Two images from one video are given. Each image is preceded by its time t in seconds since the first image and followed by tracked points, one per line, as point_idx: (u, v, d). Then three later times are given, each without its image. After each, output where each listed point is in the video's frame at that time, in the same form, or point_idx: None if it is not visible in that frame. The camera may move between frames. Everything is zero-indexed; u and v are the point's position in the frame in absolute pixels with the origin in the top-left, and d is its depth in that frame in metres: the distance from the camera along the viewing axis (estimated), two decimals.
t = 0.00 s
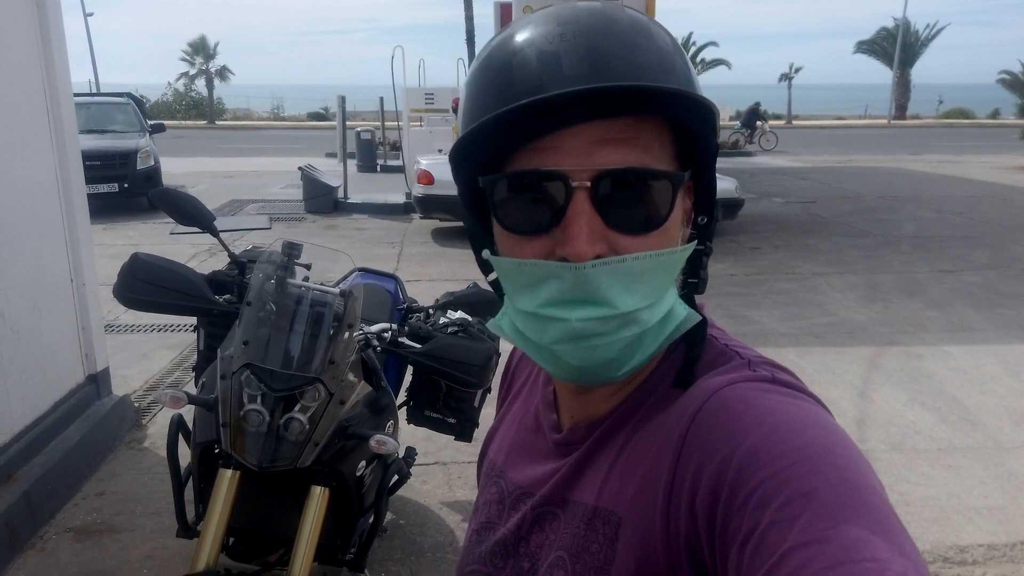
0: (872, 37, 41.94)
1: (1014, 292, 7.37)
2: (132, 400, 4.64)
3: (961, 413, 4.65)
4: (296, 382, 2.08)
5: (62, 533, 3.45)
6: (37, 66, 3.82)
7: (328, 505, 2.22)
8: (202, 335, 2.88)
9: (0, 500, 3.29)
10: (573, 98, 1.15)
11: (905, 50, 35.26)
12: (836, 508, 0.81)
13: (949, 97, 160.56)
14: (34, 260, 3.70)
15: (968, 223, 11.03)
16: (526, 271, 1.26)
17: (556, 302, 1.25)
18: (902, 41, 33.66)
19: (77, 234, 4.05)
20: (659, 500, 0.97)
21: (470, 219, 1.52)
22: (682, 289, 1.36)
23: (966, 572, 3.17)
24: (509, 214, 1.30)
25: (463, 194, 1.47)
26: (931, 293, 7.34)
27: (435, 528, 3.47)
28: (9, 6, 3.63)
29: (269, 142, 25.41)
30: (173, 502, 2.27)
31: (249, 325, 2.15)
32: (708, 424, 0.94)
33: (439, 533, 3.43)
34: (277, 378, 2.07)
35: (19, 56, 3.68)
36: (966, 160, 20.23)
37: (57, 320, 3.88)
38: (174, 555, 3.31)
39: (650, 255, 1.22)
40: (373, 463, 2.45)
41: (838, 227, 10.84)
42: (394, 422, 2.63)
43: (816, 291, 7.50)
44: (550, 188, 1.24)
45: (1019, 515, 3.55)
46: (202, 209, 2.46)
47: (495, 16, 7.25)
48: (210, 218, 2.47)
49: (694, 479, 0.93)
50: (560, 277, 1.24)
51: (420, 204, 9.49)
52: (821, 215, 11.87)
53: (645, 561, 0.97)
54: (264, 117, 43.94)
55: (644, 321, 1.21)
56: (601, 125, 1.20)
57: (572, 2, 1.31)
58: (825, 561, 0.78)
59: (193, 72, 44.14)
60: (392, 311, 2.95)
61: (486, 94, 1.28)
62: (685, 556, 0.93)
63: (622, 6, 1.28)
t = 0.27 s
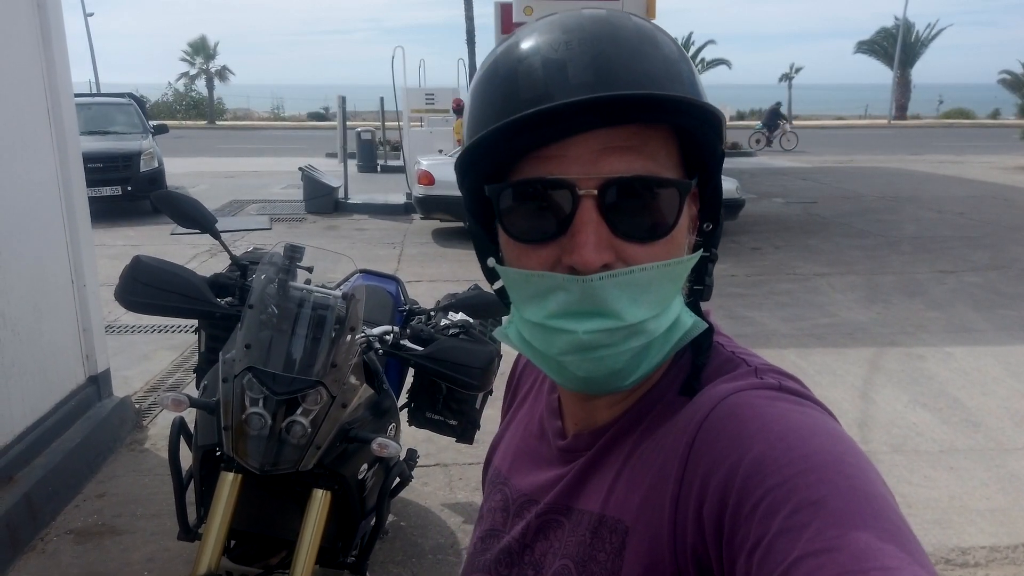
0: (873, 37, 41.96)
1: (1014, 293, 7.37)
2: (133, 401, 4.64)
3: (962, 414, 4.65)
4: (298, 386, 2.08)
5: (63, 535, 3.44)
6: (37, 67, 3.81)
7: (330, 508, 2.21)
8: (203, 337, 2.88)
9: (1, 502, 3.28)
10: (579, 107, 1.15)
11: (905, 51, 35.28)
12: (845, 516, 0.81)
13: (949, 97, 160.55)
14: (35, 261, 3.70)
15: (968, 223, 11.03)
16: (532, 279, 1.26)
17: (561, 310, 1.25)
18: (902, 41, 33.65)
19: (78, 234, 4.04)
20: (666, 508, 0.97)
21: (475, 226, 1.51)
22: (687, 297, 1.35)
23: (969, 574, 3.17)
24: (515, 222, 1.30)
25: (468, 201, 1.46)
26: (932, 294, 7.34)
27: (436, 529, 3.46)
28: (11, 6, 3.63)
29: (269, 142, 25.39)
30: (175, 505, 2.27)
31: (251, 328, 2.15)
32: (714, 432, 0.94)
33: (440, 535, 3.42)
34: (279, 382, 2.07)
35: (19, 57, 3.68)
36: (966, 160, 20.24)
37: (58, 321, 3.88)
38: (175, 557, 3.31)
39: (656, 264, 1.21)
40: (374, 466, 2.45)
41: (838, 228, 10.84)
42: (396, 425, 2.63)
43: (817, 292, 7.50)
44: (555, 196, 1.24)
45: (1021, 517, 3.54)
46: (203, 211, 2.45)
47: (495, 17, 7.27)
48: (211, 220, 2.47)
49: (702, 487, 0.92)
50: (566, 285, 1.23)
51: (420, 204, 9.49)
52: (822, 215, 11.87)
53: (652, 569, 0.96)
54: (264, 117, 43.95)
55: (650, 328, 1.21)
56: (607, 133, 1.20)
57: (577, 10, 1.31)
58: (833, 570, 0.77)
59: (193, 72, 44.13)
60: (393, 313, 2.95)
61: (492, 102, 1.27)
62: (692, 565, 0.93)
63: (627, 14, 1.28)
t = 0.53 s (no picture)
0: (873, 37, 41.97)
1: (1015, 293, 7.37)
2: (134, 401, 4.65)
3: (963, 414, 4.65)
4: (301, 385, 2.08)
5: (64, 535, 3.44)
6: (39, 68, 3.82)
7: (332, 507, 2.21)
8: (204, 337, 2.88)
9: (3, 502, 3.28)
10: (578, 105, 1.15)
11: (906, 51, 35.30)
12: (848, 517, 0.81)
13: (949, 97, 160.54)
14: (36, 261, 3.70)
15: (968, 223, 11.04)
16: (533, 275, 1.26)
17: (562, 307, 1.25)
18: (902, 41, 33.65)
19: (79, 235, 4.05)
20: (668, 509, 0.97)
21: (477, 224, 1.51)
22: (688, 295, 1.35)
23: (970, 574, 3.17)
24: (516, 220, 1.30)
25: (470, 199, 1.47)
26: (933, 294, 7.34)
27: (437, 529, 3.46)
28: (13, 6, 3.63)
29: (268, 142, 25.38)
30: (177, 505, 2.27)
31: (253, 328, 2.15)
32: (717, 431, 0.94)
33: (441, 535, 3.42)
34: (282, 382, 2.07)
35: (20, 57, 3.68)
36: (967, 159, 20.24)
37: (59, 321, 3.88)
38: (176, 556, 3.31)
39: (656, 259, 1.21)
40: (377, 466, 2.45)
41: (839, 227, 10.84)
42: (398, 425, 2.63)
43: (818, 292, 7.51)
44: (557, 194, 1.24)
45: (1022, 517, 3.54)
46: (206, 211, 2.46)
47: (497, 15, 7.31)
48: (214, 220, 2.47)
49: (704, 486, 0.92)
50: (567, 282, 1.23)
51: (421, 204, 9.49)
52: (823, 215, 11.87)
53: (654, 568, 0.96)
54: (264, 117, 43.94)
55: (650, 325, 1.21)
56: (606, 131, 1.20)
57: (577, 9, 1.31)
58: (837, 569, 0.77)
59: (193, 72, 44.12)
60: (395, 313, 2.95)
61: (493, 99, 1.27)
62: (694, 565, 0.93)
63: (627, 12, 1.28)
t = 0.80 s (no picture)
0: (874, 37, 41.98)
1: (1016, 293, 7.37)
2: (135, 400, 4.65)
3: (964, 414, 4.65)
4: (303, 385, 2.08)
5: (66, 535, 3.44)
6: (41, 68, 3.82)
7: (334, 507, 2.21)
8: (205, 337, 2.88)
9: (5, 502, 3.29)
10: (570, 110, 1.15)
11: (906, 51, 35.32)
12: (844, 514, 0.81)
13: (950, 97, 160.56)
14: (38, 262, 3.70)
15: (969, 223, 11.05)
16: (529, 277, 1.26)
17: (556, 309, 1.25)
18: (902, 41, 33.67)
19: (81, 235, 4.05)
20: (664, 509, 0.97)
21: (473, 226, 1.52)
22: (685, 295, 1.35)
23: (971, 574, 3.17)
24: (511, 223, 1.30)
25: (466, 202, 1.47)
26: (934, 294, 7.35)
27: (439, 529, 3.47)
28: (14, 6, 3.63)
29: (268, 142, 25.39)
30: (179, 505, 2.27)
31: (255, 328, 2.16)
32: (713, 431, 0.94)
33: (443, 535, 3.42)
34: (284, 382, 2.07)
35: (21, 58, 3.68)
36: (967, 159, 20.26)
37: (61, 322, 3.89)
38: (178, 557, 3.31)
39: (649, 261, 1.22)
40: (379, 466, 2.45)
41: (839, 227, 10.85)
42: (400, 426, 2.64)
43: (819, 292, 7.51)
44: (549, 196, 1.24)
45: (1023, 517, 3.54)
46: (208, 212, 2.46)
47: (497, 16, 7.35)
48: (215, 220, 2.47)
49: (699, 486, 0.93)
50: (561, 284, 1.24)
51: (421, 205, 9.50)
52: (823, 215, 11.88)
53: (651, 568, 0.96)
54: (265, 117, 43.94)
55: (645, 325, 1.20)
56: (599, 134, 1.20)
57: (569, 11, 1.31)
58: (832, 567, 0.77)
59: (194, 72, 44.11)
60: (396, 313, 2.95)
61: (485, 103, 1.27)
62: (691, 565, 0.93)
63: (618, 14, 1.28)
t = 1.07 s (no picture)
0: (874, 37, 41.99)
1: (1017, 293, 7.37)
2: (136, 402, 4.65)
3: (965, 415, 4.65)
4: (305, 389, 2.08)
5: (68, 537, 3.44)
6: (42, 69, 3.82)
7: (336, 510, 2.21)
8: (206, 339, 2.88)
9: (6, 503, 3.28)
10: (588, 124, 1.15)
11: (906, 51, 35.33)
12: (843, 522, 0.80)
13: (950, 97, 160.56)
14: (39, 263, 3.70)
15: (969, 223, 11.06)
16: (533, 287, 1.26)
17: (557, 320, 1.25)
18: (902, 41, 33.69)
19: (82, 236, 4.05)
20: (664, 517, 0.96)
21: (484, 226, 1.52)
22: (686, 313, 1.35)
23: None
24: (520, 230, 1.30)
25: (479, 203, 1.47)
26: (934, 294, 7.35)
27: (440, 531, 3.46)
28: (14, 7, 3.62)
29: (268, 142, 25.38)
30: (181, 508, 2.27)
31: (257, 333, 2.16)
32: (711, 438, 0.94)
33: (444, 538, 3.42)
34: (286, 386, 2.07)
35: (22, 58, 3.67)
36: (967, 159, 20.27)
37: (62, 322, 3.89)
38: (179, 558, 3.31)
39: (653, 282, 1.21)
40: (381, 469, 2.45)
41: (840, 228, 10.85)
42: (401, 429, 2.64)
43: (820, 292, 7.51)
44: (561, 205, 1.25)
45: None
46: (209, 215, 2.45)
47: (499, 18, 7.43)
48: (216, 222, 2.47)
49: (698, 494, 0.92)
50: (562, 295, 1.24)
51: (422, 205, 9.50)
52: (824, 216, 11.89)
53: None
54: (265, 117, 43.94)
55: (641, 343, 1.20)
56: (612, 152, 1.20)
57: (597, 17, 1.30)
58: None
59: (194, 72, 44.12)
60: (398, 315, 2.95)
61: (506, 106, 1.28)
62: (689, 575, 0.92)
63: (647, 24, 1.27)
